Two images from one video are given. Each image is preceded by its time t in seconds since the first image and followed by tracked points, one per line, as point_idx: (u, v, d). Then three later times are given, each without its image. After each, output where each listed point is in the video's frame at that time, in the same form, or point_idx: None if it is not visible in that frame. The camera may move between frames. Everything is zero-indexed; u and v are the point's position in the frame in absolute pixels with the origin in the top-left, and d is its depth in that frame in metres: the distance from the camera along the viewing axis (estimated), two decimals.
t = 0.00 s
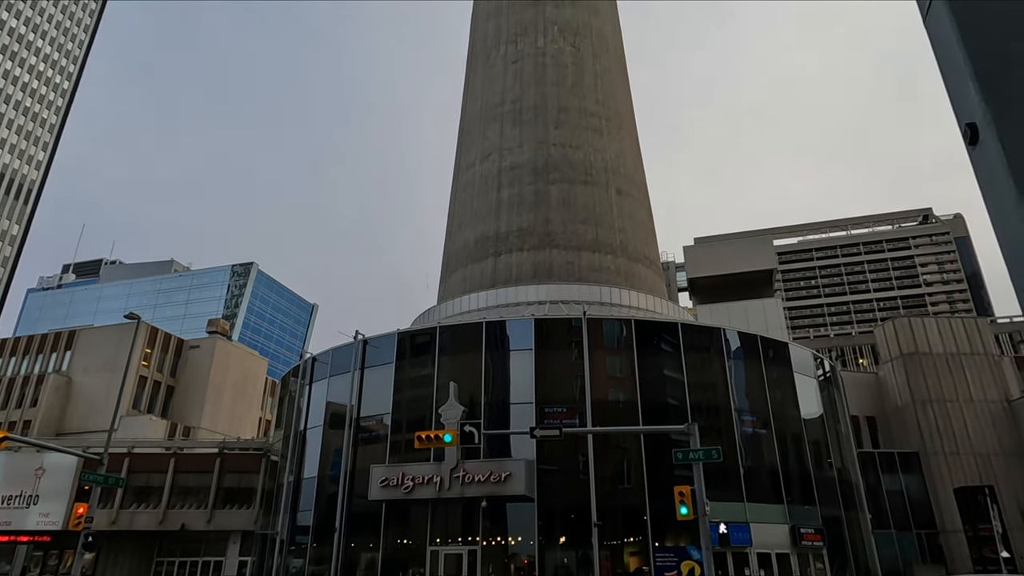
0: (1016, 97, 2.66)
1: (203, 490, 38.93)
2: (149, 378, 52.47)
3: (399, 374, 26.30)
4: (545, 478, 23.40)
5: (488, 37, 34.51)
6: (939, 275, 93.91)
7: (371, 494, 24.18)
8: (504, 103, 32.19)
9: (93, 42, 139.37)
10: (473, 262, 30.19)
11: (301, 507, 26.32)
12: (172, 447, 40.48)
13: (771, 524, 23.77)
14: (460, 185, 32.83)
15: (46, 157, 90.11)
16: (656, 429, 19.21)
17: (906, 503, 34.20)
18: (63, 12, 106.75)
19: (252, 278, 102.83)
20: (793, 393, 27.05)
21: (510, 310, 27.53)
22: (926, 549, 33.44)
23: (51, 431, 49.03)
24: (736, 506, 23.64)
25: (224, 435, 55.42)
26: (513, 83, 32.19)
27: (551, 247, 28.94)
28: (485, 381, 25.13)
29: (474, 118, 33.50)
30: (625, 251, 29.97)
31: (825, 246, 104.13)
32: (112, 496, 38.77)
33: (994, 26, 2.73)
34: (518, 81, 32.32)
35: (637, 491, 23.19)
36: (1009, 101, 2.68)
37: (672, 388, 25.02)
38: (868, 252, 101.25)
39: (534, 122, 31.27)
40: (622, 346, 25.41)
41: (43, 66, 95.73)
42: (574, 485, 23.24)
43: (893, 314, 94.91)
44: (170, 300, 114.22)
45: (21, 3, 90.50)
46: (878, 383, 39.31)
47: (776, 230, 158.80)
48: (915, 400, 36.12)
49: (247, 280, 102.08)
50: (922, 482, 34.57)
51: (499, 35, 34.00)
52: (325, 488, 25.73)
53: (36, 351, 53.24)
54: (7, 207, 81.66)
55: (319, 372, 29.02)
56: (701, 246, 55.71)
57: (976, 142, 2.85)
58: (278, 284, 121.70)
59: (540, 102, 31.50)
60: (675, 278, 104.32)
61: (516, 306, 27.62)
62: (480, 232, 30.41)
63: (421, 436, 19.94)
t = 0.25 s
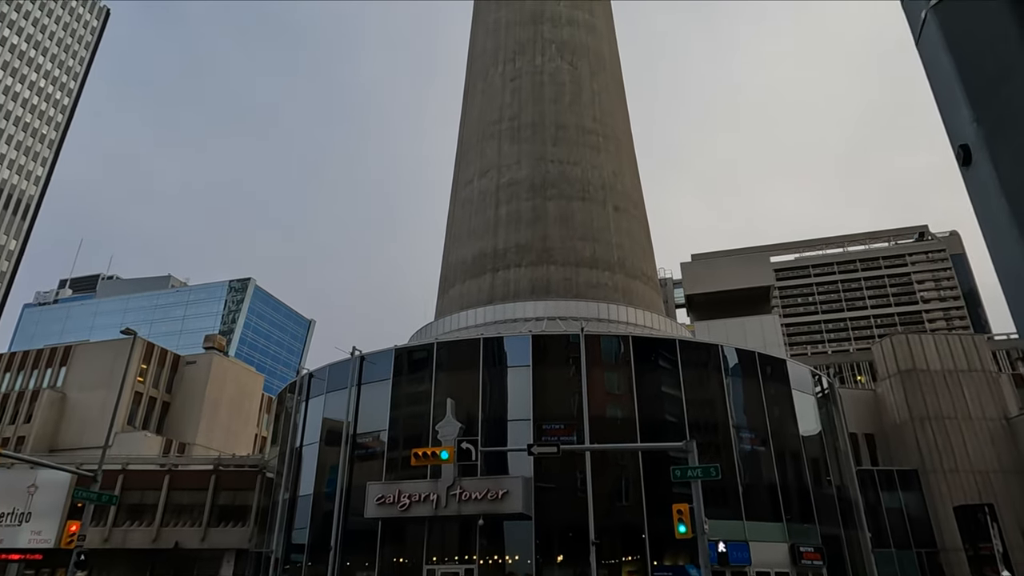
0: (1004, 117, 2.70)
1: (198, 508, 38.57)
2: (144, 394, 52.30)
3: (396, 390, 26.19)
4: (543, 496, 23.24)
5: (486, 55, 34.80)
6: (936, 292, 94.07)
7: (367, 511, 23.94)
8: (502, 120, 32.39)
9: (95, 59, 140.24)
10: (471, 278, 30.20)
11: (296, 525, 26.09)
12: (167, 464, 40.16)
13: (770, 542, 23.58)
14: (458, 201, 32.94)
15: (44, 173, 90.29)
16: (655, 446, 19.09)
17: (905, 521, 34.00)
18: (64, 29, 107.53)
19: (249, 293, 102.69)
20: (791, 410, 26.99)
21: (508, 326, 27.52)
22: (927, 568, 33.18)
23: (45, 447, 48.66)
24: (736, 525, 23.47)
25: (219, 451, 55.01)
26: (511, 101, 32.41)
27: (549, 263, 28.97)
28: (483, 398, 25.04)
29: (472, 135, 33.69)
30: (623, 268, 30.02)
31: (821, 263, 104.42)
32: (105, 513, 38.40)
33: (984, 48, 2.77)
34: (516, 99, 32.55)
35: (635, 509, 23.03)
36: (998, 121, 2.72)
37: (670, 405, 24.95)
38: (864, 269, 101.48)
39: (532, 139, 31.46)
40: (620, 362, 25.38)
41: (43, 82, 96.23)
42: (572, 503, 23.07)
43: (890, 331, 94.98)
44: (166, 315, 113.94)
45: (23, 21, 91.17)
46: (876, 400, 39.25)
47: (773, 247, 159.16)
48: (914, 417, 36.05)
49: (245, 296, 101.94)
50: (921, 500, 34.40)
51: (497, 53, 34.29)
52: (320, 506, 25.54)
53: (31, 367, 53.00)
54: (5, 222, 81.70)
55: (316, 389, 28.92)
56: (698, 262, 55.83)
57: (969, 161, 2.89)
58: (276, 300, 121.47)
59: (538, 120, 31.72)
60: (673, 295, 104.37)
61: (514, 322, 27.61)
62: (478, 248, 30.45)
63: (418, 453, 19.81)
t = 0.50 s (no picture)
0: (994, 140, 2.71)
1: (191, 525, 38.17)
2: (139, 409, 52.05)
3: (392, 405, 26.07)
4: (539, 513, 23.08)
5: (484, 73, 35.06)
6: (932, 308, 94.26)
7: (362, 529, 23.60)
8: (500, 137, 32.56)
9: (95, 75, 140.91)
10: (468, 293, 30.19)
11: (291, 542, 25.85)
12: (161, 480, 39.81)
13: (768, 560, 23.44)
14: (455, 217, 33.01)
15: (42, 187, 90.36)
16: (652, 462, 18.97)
17: (904, 539, 33.82)
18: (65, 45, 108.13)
19: (246, 308, 102.49)
20: (789, 427, 26.92)
21: (504, 342, 27.49)
22: None
23: (37, 463, 48.21)
24: (733, 543, 23.30)
25: (213, 467, 54.54)
26: (508, 117, 32.58)
27: (546, 279, 28.99)
28: (479, 414, 24.94)
29: (470, 151, 33.85)
30: (620, 283, 30.05)
31: (818, 279, 104.69)
32: (97, 530, 38.41)
33: (974, 74, 2.80)
34: (514, 116, 32.74)
35: (632, 526, 22.87)
36: (987, 144, 2.73)
37: (667, 421, 24.87)
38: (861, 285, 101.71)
39: (530, 155, 31.61)
40: (617, 378, 25.32)
41: (42, 97, 96.61)
42: (569, 520, 22.90)
43: (887, 347, 95.02)
44: (162, 330, 113.54)
45: (23, 37, 91.69)
46: (874, 416, 39.19)
47: (769, 263, 159.55)
48: (912, 434, 35.98)
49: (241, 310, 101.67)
50: (920, 518, 34.24)
51: (494, 70, 34.53)
52: (315, 522, 25.33)
53: (25, 381, 52.69)
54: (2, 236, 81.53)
55: (311, 404, 28.78)
56: (695, 278, 55.94)
57: (960, 184, 2.89)
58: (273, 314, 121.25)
59: (535, 136, 31.90)
60: (670, 310, 104.41)
61: (511, 337, 27.58)
62: (475, 264, 30.48)
63: (414, 469, 19.69)
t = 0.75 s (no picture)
0: (984, 162, 2.75)
1: (184, 542, 37.76)
2: (132, 424, 51.80)
3: (388, 421, 25.94)
4: (535, 530, 22.91)
5: (481, 89, 35.29)
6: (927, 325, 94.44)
7: (357, 546, 23.49)
8: (498, 153, 32.70)
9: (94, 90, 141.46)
10: (465, 308, 30.17)
11: (284, 560, 25.59)
12: (153, 496, 39.44)
13: None
14: (452, 232, 33.06)
15: (40, 201, 90.33)
16: (649, 479, 18.85)
17: (903, 557, 33.62)
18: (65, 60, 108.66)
19: (242, 323, 102.19)
20: (786, 444, 26.84)
21: (501, 357, 27.43)
22: None
23: (29, 479, 47.72)
24: (730, 561, 23.12)
25: (207, 484, 54.06)
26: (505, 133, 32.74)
27: (543, 294, 29.00)
28: (475, 430, 24.82)
29: (467, 167, 33.98)
30: (617, 298, 30.06)
31: (814, 296, 104.93)
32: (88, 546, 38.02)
33: (965, 97, 2.84)
34: (511, 132, 32.91)
35: (629, 544, 22.71)
36: (979, 165, 2.77)
37: (664, 438, 24.78)
38: (857, 302, 101.93)
39: (527, 171, 31.73)
40: (614, 394, 25.25)
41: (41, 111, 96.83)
42: (566, 537, 22.73)
43: (884, 364, 95.00)
44: (158, 344, 113.05)
45: (24, 51, 92.07)
46: (871, 433, 39.10)
47: (765, 280, 159.87)
48: (909, 451, 35.89)
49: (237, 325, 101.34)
50: (918, 536, 34.07)
51: (492, 87, 34.75)
52: (309, 539, 25.10)
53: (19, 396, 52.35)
54: None
55: (307, 420, 28.63)
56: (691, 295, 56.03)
57: (952, 206, 2.93)
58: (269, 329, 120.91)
59: (532, 152, 32.05)
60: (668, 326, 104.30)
61: (508, 353, 27.53)
62: (472, 279, 30.49)
63: (409, 485, 19.54)
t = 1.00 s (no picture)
0: (978, 187, 2.75)
1: (175, 560, 37.30)
2: (125, 440, 51.43)
3: (383, 437, 25.78)
4: (531, 548, 22.71)
5: (478, 106, 35.51)
6: (923, 342, 94.63)
7: (350, 563, 23.26)
8: (494, 169, 32.83)
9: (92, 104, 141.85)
10: (460, 324, 30.13)
11: None
12: (145, 513, 39.01)
13: None
14: (449, 248, 33.09)
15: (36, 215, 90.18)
16: (645, 497, 18.72)
17: None
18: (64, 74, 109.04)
19: (237, 337, 101.80)
20: (783, 461, 26.76)
21: (497, 374, 27.35)
22: None
23: (19, 495, 47.16)
24: None
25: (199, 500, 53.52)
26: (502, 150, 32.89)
27: (539, 310, 28.99)
28: (471, 446, 24.68)
29: (464, 183, 34.09)
30: (613, 314, 30.07)
31: (809, 313, 105.19)
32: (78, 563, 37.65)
33: (958, 121, 2.84)
34: (508, 149, 33.07)
35: (625, 562, 22.54)
36: (972, 190, 2.78)
37: (660, 455, 24.67)
38: (852, 319, 102.14)
39: (523, 187, 31.83)
40: (610, 411, 25.15)
41: (38, 125, 96.96)
42: (561, 556, 22.54)
43: (880, 381, 95.08)
44: (152, 359, 112.44)
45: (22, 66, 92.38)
46: (867, 451, 39.02)
47: (761, 296, 160.09)
48: (905, 469, 35.81)
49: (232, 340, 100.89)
50: (915, 555, 33.90)
51: (489, 104, 34.96)
52: (302, 557, 24.83)
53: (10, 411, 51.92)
54: None
55: (301, 435, 28.44)
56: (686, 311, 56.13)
57: (947, 230, 2.93)
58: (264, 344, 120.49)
59: (529, 168, 32.19)
60: (664, 343, 104.35)
61: (504, 369, 27.45)
62: (468, 295, 30.47)
63: (404, 503, 19.37)
